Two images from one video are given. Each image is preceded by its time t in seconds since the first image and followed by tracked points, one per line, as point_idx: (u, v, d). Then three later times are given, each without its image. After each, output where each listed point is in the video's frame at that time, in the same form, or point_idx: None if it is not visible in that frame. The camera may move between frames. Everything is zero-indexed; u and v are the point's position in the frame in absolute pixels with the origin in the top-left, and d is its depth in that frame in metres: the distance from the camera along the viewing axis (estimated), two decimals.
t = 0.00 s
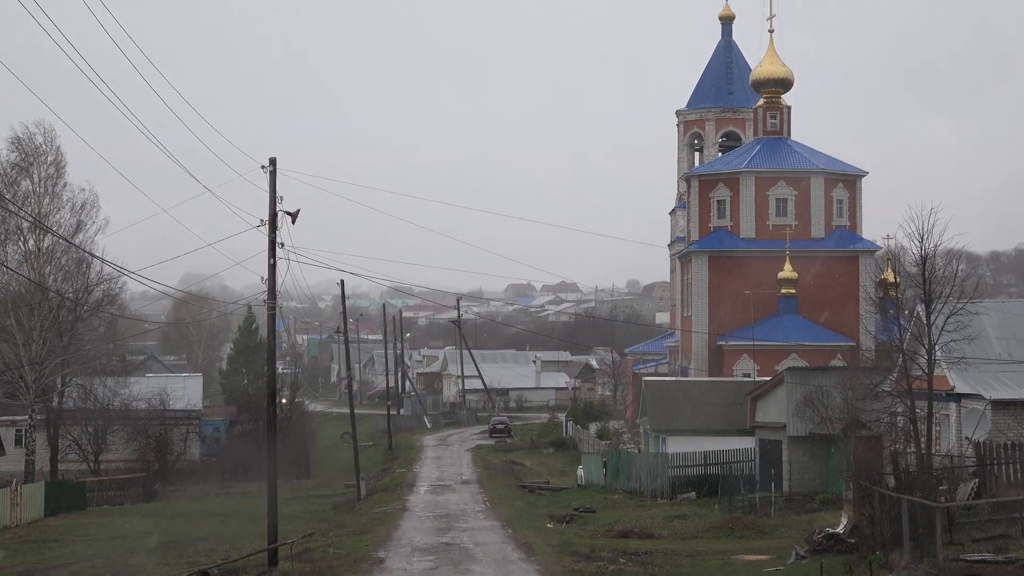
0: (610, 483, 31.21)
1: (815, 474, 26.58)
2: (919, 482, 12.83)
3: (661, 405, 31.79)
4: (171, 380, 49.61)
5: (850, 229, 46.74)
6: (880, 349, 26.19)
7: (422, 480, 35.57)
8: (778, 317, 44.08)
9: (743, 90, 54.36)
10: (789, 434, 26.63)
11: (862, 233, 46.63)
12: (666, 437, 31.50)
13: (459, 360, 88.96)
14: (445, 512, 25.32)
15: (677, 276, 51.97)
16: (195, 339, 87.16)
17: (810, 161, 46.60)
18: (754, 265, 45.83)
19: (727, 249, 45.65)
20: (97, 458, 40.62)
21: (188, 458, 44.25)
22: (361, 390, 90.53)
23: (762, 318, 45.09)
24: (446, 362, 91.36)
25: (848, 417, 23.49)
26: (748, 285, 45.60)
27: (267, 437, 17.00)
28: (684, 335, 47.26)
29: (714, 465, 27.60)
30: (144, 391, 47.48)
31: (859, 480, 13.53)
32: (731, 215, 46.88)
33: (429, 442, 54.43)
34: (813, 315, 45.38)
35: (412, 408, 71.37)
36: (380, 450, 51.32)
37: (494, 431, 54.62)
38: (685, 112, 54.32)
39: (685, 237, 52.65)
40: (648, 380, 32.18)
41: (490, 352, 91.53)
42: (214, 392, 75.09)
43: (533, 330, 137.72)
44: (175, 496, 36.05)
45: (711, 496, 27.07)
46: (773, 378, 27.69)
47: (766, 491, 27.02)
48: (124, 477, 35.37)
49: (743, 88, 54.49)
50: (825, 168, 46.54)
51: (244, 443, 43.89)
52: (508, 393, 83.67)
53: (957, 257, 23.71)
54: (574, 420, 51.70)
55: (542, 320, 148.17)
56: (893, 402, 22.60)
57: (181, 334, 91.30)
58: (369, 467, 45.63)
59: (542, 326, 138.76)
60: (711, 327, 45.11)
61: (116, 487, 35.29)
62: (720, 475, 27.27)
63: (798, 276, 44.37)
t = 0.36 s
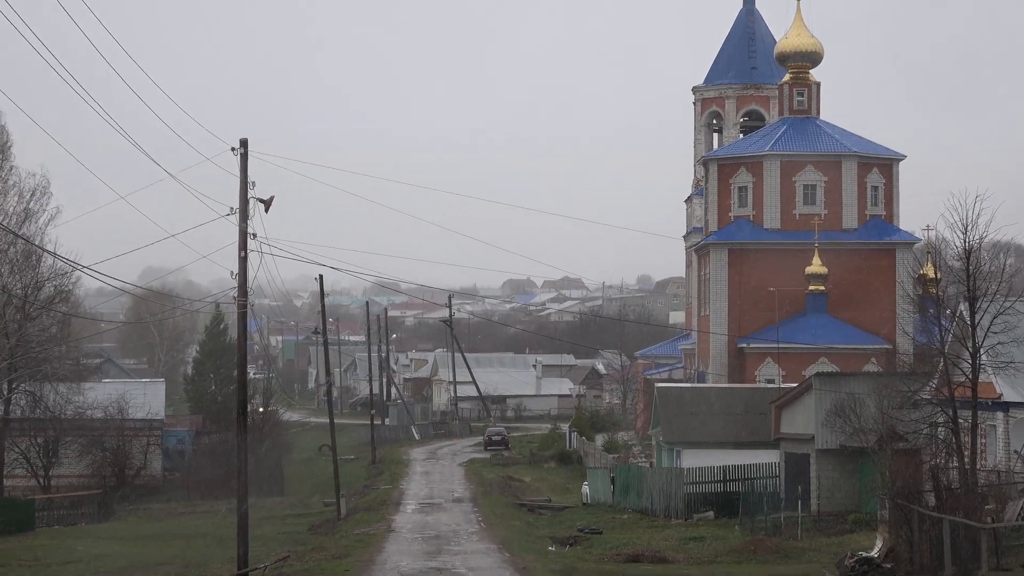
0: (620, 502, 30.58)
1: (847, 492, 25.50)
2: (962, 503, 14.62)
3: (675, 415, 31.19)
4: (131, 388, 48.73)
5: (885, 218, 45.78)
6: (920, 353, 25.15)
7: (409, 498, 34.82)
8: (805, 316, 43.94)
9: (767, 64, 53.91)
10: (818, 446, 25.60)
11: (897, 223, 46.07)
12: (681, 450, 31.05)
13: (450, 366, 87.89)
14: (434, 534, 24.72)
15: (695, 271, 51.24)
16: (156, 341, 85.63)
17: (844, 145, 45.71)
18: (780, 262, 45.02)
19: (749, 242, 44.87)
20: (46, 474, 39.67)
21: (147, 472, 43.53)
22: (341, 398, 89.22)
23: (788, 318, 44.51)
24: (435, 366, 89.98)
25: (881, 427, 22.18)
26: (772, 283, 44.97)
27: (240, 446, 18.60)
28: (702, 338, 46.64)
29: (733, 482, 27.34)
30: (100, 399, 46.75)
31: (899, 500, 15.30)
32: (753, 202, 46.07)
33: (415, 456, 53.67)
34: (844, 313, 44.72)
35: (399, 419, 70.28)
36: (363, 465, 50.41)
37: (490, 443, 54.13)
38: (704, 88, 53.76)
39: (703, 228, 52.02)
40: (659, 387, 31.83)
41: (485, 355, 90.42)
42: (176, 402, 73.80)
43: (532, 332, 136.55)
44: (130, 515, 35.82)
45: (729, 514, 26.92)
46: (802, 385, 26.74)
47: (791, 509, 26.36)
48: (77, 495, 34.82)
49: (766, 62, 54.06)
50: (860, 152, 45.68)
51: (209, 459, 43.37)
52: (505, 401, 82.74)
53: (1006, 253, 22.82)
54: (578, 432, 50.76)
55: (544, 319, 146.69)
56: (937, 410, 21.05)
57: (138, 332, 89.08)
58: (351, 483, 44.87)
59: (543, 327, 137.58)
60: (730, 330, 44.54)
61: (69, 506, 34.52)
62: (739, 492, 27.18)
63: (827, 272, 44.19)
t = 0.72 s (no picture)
0: (628, 521, 30.18)
1: (879, 512, 25.04)
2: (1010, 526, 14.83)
3: (688, 429, 30.53)
4: (80, 395, 46.96)
5: (923, 207, 45.41)
6: (963, 356, 23.98)
7: (391, 519, 34.19)
8: (836, 315, 43.20)
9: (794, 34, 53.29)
10: (850, 460, 25.07)
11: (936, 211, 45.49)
12: (696, 466, 30.42)
13: (437, 372, 86.70)
14: (421, 560, 24.27)
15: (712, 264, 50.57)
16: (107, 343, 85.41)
17: (878, 124, 45.12)
18: (805, 262, 44.33)
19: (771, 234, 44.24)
20: None
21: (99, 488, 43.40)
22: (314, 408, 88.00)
23: (817, 316, 43.76)
24: (421, 371, 88.60)
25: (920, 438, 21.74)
26: (797, 277, 44.26)
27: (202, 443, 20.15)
28: (719, 340, 45.91)
29: (754, 500, 26.71)
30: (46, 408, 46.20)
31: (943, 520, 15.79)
32: (776, 189, 45.44)
33: (398, 472, 52.84)
34: (879, 312, 44.03)
35: (380, 429, 68.91)
36: (341, 481, 49.41)
37: (483, 456, 53.44)
38: (722, 62, 53.29)
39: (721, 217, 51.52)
40: (671, 393, 31.26)
41: (475, 360, 89.43)
42: (127, 413, 73.22)
43: (529, 333, 135.48)
44: (81, 539, 35.10)
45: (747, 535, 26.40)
46: (831, 392, 26.18)
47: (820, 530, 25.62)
48: (22, 517, 34.00)
49: (793, 35, 53.28)
50: (897, 132, 45.10)
51: (173, 476, 42.68)
52: (500, 410, 81.78)
53: None
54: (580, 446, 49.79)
55: (541, 320, 145.22)
56: (980, 422, 20.08)
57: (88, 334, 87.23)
58: (328, 501, 44.05)
59: (541, 328, 136.30)
60: (751, 329, 43.86)
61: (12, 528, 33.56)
62: (760, 512, 26.59)
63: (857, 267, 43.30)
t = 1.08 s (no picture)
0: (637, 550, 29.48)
1: (918, 542, 24.22)
2: None
3: (704, 446, 29.91)
4: (18, 409, 47.01)
5: (970, 193, 44.70)
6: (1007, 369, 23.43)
7: (371, 548, 33.65)
8: (872, 315, 42.47)
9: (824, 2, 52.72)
10: (886, 481, 24.34)
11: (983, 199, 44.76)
12: (713, 489, 29.70)
13: (421, 381, 86.04)
14: None
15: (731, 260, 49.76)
16: (51, 349, 83.17)
17: (918, 101, 44.55)
18: (835, 258, 43.78)
19: (795, 221, 43.65)
20: None
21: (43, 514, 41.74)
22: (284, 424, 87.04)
23: (852, 317, 43.15)
24: (405, 381, 87.77)
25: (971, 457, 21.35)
26: (829, 275, 43.65)
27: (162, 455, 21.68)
28: (741, 348, 45.21)
29: (777, 526, 26.33)
30: None
31: None
32: (803, 173, 45.04)
33: (377, 493, 52.23)
34: (920, 314, 43.27)
35: (358, 446, 67.74)
36: (313, 506, 48.59)
37: (474, 476, 52.88)
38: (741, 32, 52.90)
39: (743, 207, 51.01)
40: (686, 405, 30.56)
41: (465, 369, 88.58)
42: (72, 428, 72.01)
43: (524, 335, 134.76)
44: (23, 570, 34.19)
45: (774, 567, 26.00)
46: (866, 406, 25.57)
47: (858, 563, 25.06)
48: None
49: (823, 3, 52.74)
50: (937, 110, 44.50)
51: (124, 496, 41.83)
52: (492, 425, 81.06)
53: None
54: (583, 464, 48.86)
55: (541, 323, 143.77)
56: None
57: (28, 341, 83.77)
58: (302, 526, 43.47)
59: (539, 332, 135.61)
60: (777, 335, 43.17)
61: None
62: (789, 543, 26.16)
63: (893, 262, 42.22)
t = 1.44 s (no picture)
0: None
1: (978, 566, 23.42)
2: None
3: (730, 464, 29.40)
4: None
5: None
6: None
7: None
8: (921, 318, 41.82)
9: None
10: (938, 506, 23.49)
11: None
12: (740, 516, 29.16)
13: (408, 392, 85.16)
14: None
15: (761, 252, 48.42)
16: None
17: (973, 75, 44.12)
18: (871, 254, 43.24)
19: (830, 210, 43.04)
20: None
21: None
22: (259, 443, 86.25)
23: (897, 319, 42.61)
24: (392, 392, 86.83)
25: None
26: (871, 273, 43.05)
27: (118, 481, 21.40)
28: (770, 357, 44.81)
29: (814, 557, 25.73)
30: None
31: None
32: (840, 159, 44.31)
33: (360, 520, 51.78)
34: (972, 314, 42.83)
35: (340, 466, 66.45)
36: (287, 533, 48.12)
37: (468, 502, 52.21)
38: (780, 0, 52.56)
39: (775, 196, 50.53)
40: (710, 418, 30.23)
41: (459, 381, 87.66)
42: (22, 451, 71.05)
43: (526, 340, 133.69)
44: None
45: None
46: (915, 421, 24.72)
47: None
48: None
49: None
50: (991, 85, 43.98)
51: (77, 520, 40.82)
52: (491, 441, 80.20)
53: None
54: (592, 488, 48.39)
55: (545, 327, 142.63)
56: None
57: None
58: (280, 555, 43.08)
59: (545, 337, 134.70)
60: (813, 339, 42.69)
61: None
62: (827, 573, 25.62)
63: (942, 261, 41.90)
